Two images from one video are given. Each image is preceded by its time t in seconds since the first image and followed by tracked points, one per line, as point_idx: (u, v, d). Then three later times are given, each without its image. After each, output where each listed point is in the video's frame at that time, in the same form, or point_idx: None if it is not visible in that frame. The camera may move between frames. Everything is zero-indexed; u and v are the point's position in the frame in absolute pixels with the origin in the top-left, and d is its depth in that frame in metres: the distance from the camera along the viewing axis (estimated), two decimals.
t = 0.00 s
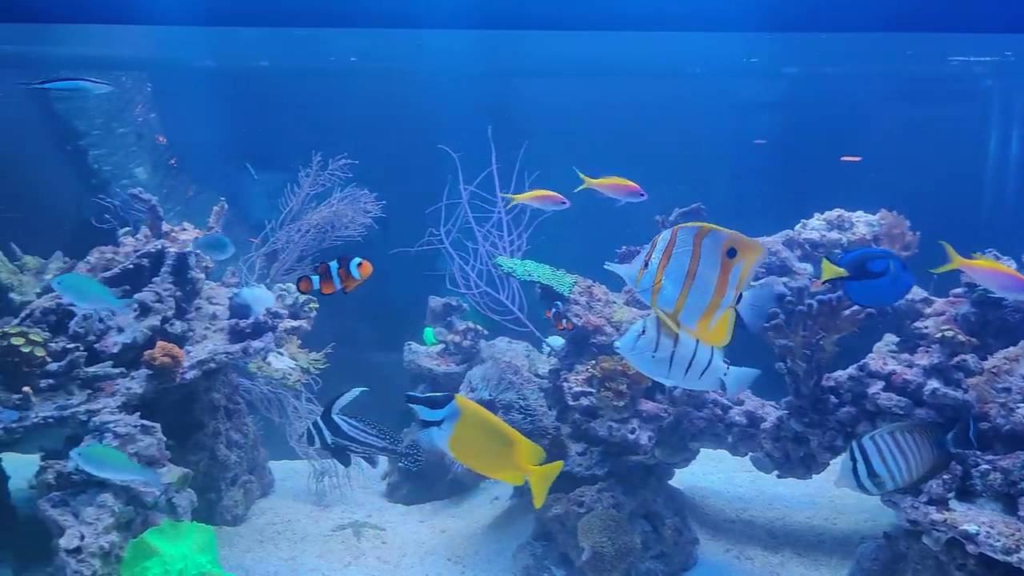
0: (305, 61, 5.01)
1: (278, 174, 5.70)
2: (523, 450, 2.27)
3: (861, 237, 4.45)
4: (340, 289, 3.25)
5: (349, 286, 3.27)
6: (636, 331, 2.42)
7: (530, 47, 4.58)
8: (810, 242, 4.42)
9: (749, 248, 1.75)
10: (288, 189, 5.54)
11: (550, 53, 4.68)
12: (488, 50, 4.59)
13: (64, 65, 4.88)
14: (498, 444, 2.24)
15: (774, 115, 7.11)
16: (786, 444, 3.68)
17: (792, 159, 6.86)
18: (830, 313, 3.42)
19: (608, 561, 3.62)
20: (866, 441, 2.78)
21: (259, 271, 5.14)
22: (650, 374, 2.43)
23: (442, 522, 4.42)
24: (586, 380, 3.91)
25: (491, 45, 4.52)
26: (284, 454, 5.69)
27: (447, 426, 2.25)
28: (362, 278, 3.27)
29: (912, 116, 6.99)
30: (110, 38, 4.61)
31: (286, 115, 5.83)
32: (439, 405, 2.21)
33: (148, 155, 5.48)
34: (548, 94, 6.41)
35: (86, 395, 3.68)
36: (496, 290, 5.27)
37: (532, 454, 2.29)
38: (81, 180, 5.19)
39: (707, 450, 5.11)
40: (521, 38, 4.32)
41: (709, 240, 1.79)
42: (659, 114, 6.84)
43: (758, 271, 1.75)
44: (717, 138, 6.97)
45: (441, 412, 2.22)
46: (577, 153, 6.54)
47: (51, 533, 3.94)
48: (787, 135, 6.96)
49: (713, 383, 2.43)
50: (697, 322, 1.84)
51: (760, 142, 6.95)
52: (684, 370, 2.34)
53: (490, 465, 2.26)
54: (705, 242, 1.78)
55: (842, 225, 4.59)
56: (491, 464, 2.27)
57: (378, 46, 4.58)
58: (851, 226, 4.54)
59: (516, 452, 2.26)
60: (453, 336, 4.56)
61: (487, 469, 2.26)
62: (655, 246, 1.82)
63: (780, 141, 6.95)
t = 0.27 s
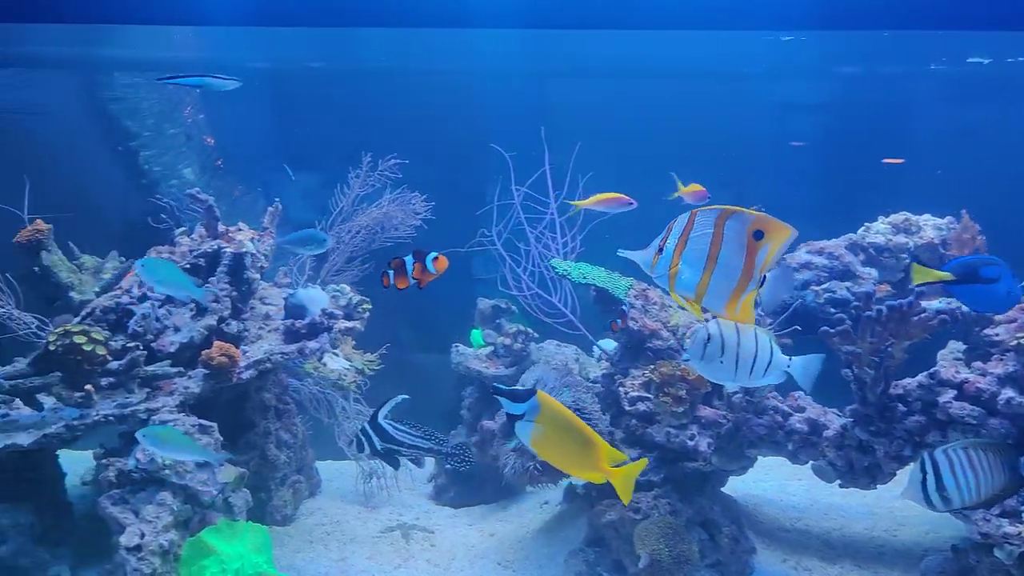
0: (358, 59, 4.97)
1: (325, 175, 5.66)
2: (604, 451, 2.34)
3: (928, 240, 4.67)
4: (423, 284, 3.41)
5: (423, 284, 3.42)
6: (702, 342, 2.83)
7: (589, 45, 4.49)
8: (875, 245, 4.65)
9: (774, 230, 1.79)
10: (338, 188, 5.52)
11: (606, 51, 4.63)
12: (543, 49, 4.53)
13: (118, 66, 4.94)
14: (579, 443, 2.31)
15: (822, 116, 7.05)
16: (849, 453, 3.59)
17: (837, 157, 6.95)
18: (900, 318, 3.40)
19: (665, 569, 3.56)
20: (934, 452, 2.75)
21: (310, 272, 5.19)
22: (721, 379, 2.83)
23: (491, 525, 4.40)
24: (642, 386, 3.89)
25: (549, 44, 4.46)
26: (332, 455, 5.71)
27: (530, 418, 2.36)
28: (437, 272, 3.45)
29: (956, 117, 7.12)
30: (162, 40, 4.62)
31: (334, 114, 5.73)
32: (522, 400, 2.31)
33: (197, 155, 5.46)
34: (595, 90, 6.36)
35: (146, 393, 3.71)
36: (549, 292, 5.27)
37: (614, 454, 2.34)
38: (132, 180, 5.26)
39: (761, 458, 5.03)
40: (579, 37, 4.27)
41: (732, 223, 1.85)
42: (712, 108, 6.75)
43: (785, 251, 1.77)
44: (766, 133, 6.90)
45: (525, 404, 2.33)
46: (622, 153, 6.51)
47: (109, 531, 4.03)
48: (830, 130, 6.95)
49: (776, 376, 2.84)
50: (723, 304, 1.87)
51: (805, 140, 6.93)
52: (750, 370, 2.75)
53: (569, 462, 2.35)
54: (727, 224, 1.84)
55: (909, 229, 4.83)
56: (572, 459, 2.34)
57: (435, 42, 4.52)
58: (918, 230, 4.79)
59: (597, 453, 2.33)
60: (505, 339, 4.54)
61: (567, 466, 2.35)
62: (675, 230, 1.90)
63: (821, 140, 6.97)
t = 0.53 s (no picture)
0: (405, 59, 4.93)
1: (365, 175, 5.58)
2: (665, 449, 2.30)
3: (993, 247, 4.88)
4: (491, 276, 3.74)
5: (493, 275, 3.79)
6: (756, 350, 2.91)
7: (642, 44, 4.40)
8: (939, 251, 4.91)
9: (773, 219, 1.82)
10: (383, 190, 5.56)
11: (658, 52, 4.57)
12: (596, 48, 4.45)
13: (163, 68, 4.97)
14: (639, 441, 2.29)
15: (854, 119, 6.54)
16: (910, 463, 3.51)
17: (898, 153, 6.47)
18: (969, 324, 3.32)
19: None
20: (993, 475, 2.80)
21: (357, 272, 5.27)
22: (776, 387, 2.90)
23: (536, 529, 4.37)
24: (695, 392, 3.83)
25: (599, 43, 4.40)
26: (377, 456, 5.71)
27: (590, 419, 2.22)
28: (509, 259, 3.70)
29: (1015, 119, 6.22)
30: (208, 43, 4.61)
31: (377, 114, 5.63)
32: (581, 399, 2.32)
33: (240, 156, 5.41)
34: (648, 86, 6.02)
35: (199, 393, 3.73)
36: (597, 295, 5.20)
37: (674, 451, 2.30)
38: (177, 181, 5.30)
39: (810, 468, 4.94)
40: (632, 38, 4.19)
41: (728, 217, 1.88)
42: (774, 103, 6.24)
43: (786, 239, 1.80)
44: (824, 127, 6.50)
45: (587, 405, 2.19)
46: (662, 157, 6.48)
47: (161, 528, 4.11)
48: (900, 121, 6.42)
49: (830, 378, 2.91)
50: (731, 300, 1.90)
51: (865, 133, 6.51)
52: (804, 377, 2.84)
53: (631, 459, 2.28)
54: (725, 219, 1.88)
55: (973, 234, 5.01)
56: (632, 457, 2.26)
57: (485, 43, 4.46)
58: (981, 236, 4.99)
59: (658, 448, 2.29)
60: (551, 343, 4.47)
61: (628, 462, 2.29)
62: (671, 231, 1.92)
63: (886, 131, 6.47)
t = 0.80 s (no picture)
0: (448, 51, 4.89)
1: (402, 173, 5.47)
2: (719, 459, 2.23)
3: None
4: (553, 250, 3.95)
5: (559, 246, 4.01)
6: (803, 353, 2.88)
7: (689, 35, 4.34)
8: (998, 253, 4.78)
9: (764, 218, 1.72)
10: (424, 188, 5.45)
11: (710, 45, 4.48)
12: (648, 40, 4.35)
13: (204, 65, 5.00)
14: (692, 449, 2.22)
15: (891, 115, 6.01)
16: (970, 470, 3.42)
17: (955, 151, 5.98)
18: None
19: None
20: None
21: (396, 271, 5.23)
22: (820, 391, 2.86)
23: (576, 532, 4.31)
24: (744, 395, 3.77)
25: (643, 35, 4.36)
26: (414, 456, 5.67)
27: (642, 423, 2.19)
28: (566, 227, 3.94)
29: None
30: (248, 40, 4.61)
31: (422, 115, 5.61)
32: (636, 402, 2.20)
33: (278, 156, 5.36)
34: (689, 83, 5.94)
35: (244, 391, 3.74)
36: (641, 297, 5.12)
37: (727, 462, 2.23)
38: (214, 179, 5.29)
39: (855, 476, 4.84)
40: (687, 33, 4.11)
41: (718, 217, 1.77)
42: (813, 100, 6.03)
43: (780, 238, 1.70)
44: (872, 125, 5.99)
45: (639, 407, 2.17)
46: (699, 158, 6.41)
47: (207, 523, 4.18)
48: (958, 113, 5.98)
49: (874, 383, 2.88)
50: (725, 303, 1.78)
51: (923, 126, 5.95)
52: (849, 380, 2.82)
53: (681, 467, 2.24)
54: (714, 219, 1.77)
55: None
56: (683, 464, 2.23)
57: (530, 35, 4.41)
58: None
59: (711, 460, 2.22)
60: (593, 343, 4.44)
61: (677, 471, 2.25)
62: (657, 234, 1.82)
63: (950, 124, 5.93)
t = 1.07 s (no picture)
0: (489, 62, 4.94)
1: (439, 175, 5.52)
2: (765, 457, 2.17)
3: None
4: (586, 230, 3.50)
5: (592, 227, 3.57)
6: (848, 362, 2.77)
7: (741, 31, 4.24)
8: None
9: (749, 232, 1.64)
10: (464, 192, 5.49)
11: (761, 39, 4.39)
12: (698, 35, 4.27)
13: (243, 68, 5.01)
14: (738, 451, 2.17)
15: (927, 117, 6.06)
16: None
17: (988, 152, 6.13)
18: None
19: None
20: None
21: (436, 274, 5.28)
22: (865, 400, 2.76)
23: (618, 538, 4.26)
24: (795, 400, 3.70)
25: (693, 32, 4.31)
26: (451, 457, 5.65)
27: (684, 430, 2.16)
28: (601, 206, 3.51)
29: None
30: (288, 42, 4.60)
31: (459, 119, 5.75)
32: (674, 408, 2.17)
33: (315, 158, 5.54)
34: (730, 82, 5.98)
35: (289, 393, 3.78)
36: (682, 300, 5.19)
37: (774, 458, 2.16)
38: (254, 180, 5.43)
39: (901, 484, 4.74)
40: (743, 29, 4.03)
41: (702, 232, 1.68)
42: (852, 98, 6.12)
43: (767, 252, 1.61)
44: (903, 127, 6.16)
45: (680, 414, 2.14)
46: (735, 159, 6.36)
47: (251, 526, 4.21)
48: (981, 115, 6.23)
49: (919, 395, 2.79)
50: (713, 319, 1.69)
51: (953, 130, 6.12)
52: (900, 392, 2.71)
53: (728, 470, 2.19)
54: (698, 233, 1.68)
55: None
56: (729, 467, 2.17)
57: (572, 36, 4.36)
58: None
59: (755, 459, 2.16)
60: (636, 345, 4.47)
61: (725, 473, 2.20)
62: (641, 249, 1.71)
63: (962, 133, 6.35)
